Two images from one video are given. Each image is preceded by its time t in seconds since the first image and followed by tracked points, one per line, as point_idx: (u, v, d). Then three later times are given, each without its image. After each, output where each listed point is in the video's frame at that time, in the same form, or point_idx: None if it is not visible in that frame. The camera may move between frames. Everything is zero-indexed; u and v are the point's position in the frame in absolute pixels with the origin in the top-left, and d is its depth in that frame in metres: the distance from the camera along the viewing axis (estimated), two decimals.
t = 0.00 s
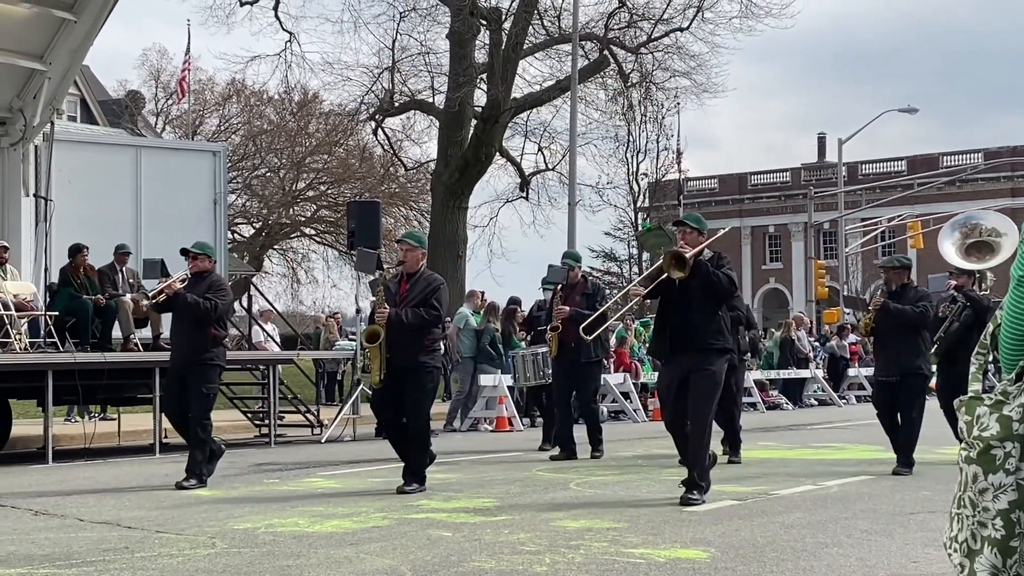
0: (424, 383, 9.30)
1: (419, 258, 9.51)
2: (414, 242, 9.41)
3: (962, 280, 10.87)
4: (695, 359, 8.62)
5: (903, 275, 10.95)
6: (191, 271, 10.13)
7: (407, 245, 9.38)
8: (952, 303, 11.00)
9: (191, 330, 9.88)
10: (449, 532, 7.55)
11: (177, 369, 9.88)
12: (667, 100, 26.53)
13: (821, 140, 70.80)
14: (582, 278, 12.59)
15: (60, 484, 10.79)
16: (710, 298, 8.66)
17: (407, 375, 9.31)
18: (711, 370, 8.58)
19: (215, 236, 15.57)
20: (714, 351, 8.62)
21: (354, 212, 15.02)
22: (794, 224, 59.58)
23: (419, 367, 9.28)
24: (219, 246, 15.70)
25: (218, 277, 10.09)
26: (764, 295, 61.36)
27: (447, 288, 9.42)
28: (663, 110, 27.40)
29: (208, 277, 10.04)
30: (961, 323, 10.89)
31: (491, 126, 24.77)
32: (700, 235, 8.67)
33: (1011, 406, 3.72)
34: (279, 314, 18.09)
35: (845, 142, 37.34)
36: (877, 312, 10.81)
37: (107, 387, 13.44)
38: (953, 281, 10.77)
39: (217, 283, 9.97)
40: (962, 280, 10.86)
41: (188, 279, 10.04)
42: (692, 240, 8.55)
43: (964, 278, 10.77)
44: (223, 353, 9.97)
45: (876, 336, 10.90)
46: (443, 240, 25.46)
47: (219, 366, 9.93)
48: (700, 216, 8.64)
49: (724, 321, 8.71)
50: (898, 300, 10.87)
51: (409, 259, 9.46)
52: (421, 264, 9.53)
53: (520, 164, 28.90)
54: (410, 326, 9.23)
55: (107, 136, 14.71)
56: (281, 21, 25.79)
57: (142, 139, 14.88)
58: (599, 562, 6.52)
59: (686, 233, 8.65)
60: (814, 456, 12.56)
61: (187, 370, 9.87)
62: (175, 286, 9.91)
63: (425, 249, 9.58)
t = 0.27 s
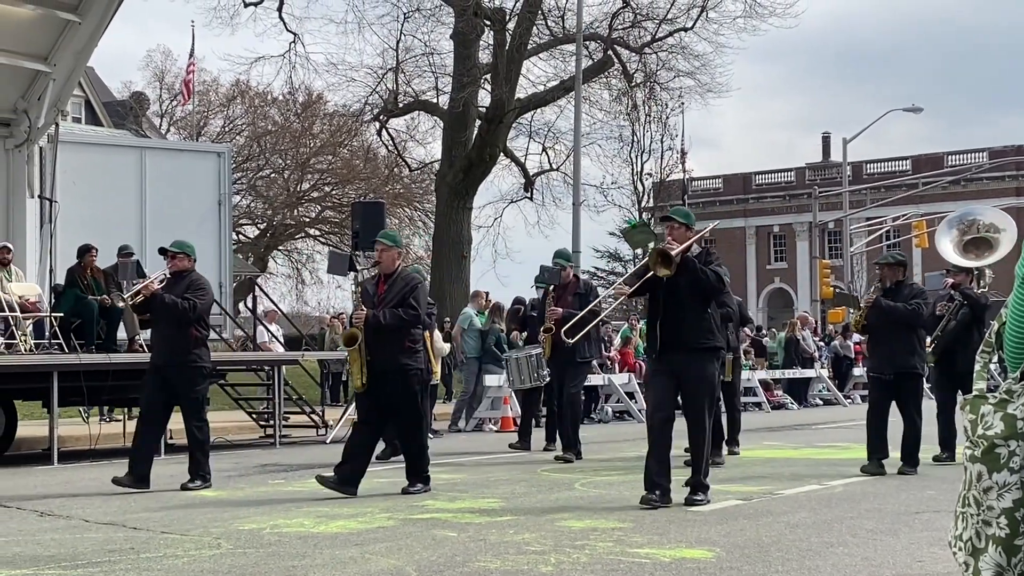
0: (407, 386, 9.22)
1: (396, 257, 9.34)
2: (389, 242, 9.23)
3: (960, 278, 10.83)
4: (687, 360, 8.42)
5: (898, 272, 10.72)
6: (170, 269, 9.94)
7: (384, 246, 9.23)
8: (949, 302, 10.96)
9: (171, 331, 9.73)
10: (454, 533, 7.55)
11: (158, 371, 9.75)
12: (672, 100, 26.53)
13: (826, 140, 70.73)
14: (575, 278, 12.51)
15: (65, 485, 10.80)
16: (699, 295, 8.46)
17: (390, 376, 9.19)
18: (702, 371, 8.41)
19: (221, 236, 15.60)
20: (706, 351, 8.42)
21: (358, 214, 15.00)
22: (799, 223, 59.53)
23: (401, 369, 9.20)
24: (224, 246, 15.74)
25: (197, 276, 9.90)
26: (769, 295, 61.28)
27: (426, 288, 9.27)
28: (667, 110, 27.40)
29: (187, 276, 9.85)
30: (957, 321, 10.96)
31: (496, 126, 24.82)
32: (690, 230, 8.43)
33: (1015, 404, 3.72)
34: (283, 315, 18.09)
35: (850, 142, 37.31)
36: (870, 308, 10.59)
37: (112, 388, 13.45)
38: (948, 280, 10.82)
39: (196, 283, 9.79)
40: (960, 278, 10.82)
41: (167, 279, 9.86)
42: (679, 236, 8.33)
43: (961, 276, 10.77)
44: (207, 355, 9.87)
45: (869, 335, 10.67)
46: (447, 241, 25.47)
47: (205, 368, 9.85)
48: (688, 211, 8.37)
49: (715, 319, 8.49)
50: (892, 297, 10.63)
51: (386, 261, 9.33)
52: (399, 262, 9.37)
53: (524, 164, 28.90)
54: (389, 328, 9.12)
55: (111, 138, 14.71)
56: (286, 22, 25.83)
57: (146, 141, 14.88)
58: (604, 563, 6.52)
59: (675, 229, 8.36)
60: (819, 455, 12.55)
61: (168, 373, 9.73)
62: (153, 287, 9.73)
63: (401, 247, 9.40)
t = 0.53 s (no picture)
0: (376, 386, 9.06)
1: (367, 255, 9.27)
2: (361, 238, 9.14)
3: (953, 276, 10.88)
4: (666, 361, 8.30)
5: (886, 270, 10.58)
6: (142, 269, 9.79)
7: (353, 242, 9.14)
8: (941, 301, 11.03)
9: (143, 331, 9.57)
10: (458, 533, 7.56)
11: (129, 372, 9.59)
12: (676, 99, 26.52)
13: (831, 138, 70.65)
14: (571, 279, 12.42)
15: (71, 485, 10.82)
16: (678, 296, 8.39)
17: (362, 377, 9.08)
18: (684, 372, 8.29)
19: (226, 236, 15.61)
20: (683, 352, 8.32)
21: (363, 213, 15.02)
22: (804, 222, 59.46)
23: (371, 368, 9.05)
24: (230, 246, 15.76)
25: (169, 275, 9.74)
26: (774, 294, 61.24)
27: (398, 286, 9.16)
28: (671, 109, 27.41)
29: (158, 275, 9.69)
30: (950, 320, 10.90)
31: (500, 126, 24.82)
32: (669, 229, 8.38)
33: (1019, 404, 3.72)
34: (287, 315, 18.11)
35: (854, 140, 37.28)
36: (861, 309, 10.43)
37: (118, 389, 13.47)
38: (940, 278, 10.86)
39: (167, 283, 9.63)
40: (952, 276, 10.87)
41: (138, 278, 9.70)
42: (661, 235, 8.28)
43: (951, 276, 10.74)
44: (178, 356, 9.70)
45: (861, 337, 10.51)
46: (451, 240, 25.48)
47: (175, 369, 9.66)
48: (668, 210, 8.35)
49: (693, 321, 8.41)
50: (883, 296, 10.47)
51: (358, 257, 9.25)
52: (369, 262, 9.31)
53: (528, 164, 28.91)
54: (360, 327, 9.00)
55: (115, 138, 14.73)
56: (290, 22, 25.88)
57: (150, 141, 14.90)
58: (609, 562, 6.52)
59: (654, 228, 8.34)
60: (824, 455, 12.54)
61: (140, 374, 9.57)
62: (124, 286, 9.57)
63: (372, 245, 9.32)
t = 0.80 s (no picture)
0: (351, 388, 8.87)
1: (346, 254, 9.15)
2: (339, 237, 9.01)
3: (948, 273, 10.97)
4: (642, 355, 8.16)
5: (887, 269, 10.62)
6: (119, 268, 9.59)
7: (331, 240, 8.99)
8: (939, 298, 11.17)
9: (118, 332, 9.39)
10: (463, 532, 7.57)
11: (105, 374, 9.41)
12: (680, 98, 26.52)
13: (835, 137, 70.58)
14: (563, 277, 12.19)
15: (76, 485, 10.83)
16: (660, 292, 8.29)
17: (337, 378, 8.89)
18: (658, 368, 8.11)
19: (230, 237, 15.63)
20: (661, 347, 8.17)
21: (367, 213, 15.03)
22: (808, 221, 59.41)
23: (346, 368, 8.87)
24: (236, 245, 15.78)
25: (147, 274, 9.55)
26: (779, 293, 61.16)
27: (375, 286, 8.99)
28: (676, 108, 27.41)
29: (136, 274, 9.51)
30: (945, 317, 11.04)
31: (504, 125, 24.84)
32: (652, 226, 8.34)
33: None
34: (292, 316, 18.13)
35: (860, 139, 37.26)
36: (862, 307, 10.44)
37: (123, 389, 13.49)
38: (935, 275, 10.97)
39: (145, 282, 9.44)
40: (947, 273, 10.97)
41: (115, 278, 9.51)
42: (641, 227, 8.25)
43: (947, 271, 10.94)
44: (154, 357, 9.51)
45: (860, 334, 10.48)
46: (456, 240, 25.48)
47: (151, 370, 9.48)
48: (651, 207, 8.33)
49: (675, 318, 8.29)
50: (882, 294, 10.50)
51: (335, 257, 9.11)
52: (348, 261, 9.18)
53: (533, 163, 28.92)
54: (336, 328, 8.84)
55: (120, 139, 14.75)
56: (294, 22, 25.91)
57: (155, 142, 14.92)
58: (614, 561, 6.52)
59: (636, 223, 8.30)
60: (829, 454, 12.53)
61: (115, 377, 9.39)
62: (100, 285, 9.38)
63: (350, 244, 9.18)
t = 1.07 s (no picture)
0: (327, 388, 8.55)
1: (323, 250, 8.71)
2: (316, 233, 8.62)
3: (944, 269, 10.86)
4: (624, 357, 7.75)
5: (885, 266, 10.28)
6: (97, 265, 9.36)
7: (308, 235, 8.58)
8: (935, 294, 11.03)
9: (94, 332, 9.17)
10: (467, 530, 7.56)
11: (80, 375, 9.19)
12: (684, 96, 26.51)
13: (839, 135, 70.53)
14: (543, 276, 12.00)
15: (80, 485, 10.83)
16: (642, 289, 7.82)
17: (311, 379, 8.57)
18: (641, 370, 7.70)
19: (234, 236, 15.66)
20: (644, 348, 7.75)
21: (371, 212, 15.03)
22: (812, 218, 59.34)
23: (322, 368, 8.54)
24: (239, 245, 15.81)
25: (124, 272, 9.32)
26: (784, 290, 60.84)
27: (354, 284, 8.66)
28: (679, 106, 27.40)
29: (113, 273, 9.27)
30: (942, 314, 10.88)
31: (508, 124, 24.83)
32: (635, 221, 7.79)
33: None
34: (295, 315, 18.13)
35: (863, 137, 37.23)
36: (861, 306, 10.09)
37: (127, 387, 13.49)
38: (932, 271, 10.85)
39: (123, 281, 9.21)
40: (943, 269, 10.86)
41: (92, 276, 9.28)
42: (622, 224, 7.71)
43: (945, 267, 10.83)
44: (131, 358, 9.31)
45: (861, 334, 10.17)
46: (460, 238, 25.48)
47: (128, 371, 9.26)
48: (633, 200, 7.75)
49: (657, 316, 7.84)
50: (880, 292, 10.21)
51: (312, 252, 8.67)
52: (326, 257, 8.76)
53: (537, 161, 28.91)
54: (313, 326, 8.49)
55: (124, 138, 14.76)
56: (297, 22, 25.93)
57: (159, 141, 14.94)
58: (618, 559, 6.51)
59: (616, 219, 7.73)
60: (833, 452, 12.51)
61: (91, 377, 9.18)
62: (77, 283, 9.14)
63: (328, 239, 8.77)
